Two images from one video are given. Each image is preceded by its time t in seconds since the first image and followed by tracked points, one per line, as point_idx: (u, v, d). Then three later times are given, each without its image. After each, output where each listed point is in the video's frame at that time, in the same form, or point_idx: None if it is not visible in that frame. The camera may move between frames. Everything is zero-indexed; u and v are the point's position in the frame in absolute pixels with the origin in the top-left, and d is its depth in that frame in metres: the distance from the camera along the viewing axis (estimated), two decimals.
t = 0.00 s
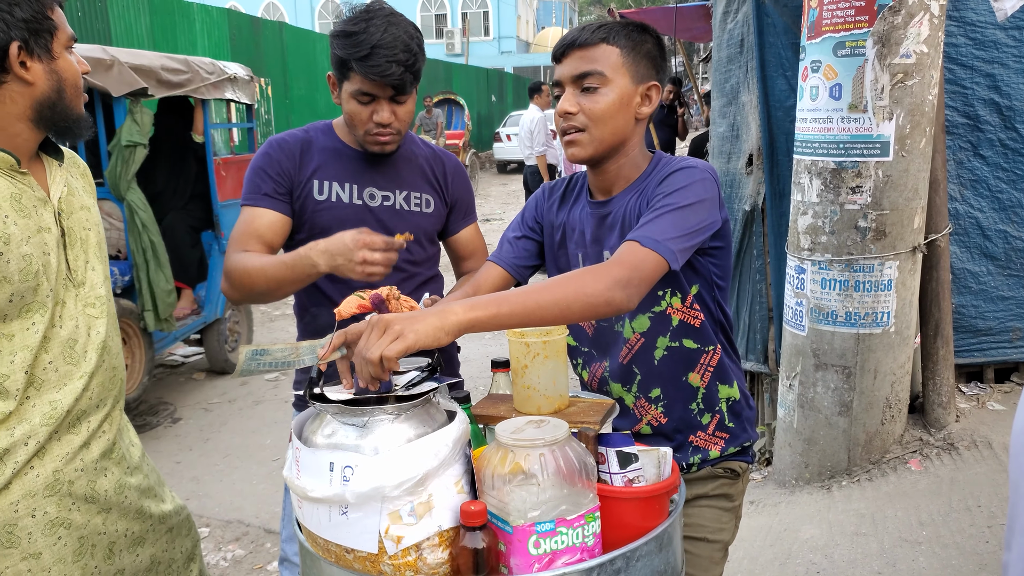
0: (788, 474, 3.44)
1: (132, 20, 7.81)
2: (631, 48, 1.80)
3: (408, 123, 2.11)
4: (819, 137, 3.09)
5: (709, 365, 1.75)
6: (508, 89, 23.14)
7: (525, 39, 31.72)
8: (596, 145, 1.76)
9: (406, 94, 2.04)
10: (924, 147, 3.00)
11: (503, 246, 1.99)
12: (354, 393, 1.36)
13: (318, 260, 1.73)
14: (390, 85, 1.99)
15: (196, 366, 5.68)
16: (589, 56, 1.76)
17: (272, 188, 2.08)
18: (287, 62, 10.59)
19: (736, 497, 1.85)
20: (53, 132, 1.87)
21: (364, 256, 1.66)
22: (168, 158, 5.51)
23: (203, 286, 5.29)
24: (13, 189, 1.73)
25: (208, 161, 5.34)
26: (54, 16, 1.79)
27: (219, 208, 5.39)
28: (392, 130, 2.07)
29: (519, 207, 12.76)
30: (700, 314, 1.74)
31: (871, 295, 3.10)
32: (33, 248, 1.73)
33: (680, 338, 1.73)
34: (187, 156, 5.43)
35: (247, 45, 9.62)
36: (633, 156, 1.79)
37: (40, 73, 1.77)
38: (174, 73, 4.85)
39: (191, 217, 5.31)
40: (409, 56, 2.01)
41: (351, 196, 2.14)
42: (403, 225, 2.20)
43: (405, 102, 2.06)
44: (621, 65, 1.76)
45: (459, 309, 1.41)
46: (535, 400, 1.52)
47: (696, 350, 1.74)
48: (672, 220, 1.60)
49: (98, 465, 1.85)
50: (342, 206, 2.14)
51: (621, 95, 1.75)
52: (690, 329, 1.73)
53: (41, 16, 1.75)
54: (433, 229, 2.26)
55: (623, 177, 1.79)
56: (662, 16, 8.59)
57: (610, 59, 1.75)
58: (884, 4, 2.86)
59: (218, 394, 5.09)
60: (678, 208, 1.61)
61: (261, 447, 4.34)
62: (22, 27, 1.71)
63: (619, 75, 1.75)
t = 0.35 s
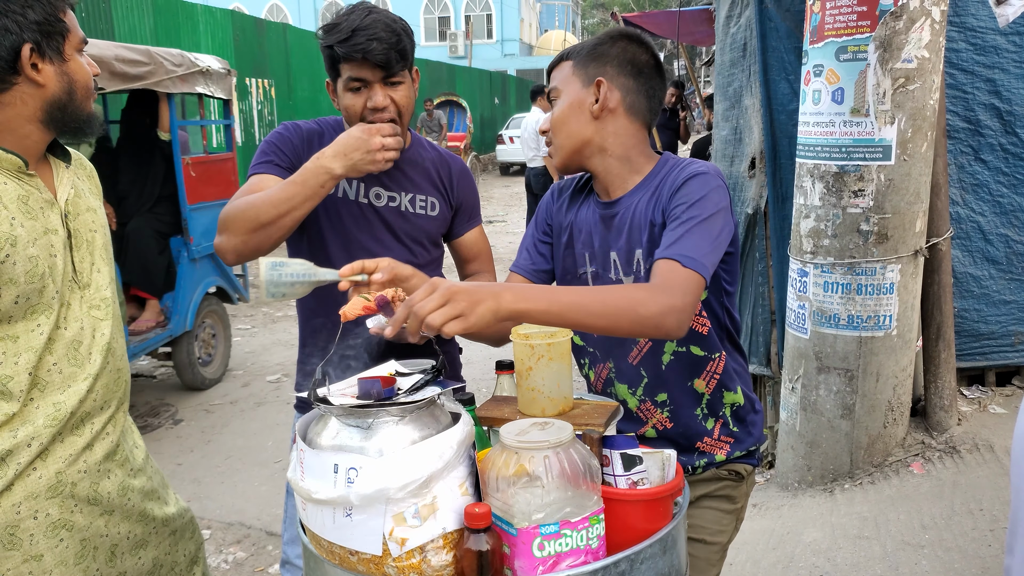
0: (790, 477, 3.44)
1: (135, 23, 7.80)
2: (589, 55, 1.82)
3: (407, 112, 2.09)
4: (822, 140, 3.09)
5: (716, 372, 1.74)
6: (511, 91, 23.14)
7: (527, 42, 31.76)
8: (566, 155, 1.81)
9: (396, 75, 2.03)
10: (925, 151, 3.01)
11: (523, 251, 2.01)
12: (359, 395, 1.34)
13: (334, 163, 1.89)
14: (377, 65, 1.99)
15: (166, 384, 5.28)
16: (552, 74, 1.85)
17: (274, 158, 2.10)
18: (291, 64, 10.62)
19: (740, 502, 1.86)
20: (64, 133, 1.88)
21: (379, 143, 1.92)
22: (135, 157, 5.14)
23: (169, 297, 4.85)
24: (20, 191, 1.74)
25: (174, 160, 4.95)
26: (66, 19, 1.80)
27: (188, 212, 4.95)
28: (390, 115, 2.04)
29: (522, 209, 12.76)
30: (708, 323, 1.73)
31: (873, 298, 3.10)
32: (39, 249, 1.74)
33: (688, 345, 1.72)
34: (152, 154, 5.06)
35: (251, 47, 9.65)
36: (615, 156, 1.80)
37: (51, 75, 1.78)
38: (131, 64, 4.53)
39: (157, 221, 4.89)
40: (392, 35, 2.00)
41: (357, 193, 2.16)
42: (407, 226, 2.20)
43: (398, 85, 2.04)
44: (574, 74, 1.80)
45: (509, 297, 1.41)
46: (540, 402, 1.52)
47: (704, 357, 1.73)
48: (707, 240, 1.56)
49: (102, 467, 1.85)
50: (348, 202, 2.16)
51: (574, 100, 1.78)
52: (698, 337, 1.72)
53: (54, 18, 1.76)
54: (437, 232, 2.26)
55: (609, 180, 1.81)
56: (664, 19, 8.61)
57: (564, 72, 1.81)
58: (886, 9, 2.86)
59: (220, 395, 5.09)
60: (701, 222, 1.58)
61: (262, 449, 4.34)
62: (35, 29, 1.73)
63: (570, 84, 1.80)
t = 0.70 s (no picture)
0: (791, 478, 3.44)
1: (136, 24, 7.73)
2: (569, 67, 1.82)
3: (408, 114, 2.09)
4: (823, 141, 3.09)
5: (709, 380, 1.73)
6: (512, 93, 23.15)
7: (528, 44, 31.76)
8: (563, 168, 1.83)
9: (394, 78, 2.03)
10: (926, 152, 3.01)
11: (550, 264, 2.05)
12: (362, 396, 1.34)
13: (338, 157, 1.91)
14: (375, 70, 1.99)
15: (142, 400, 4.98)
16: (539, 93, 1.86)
17: (277, 157, 2.11)
18: (291, 66, 10.62)
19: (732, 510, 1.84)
20: (59, 133, 1.84)
21: (381, 135, 1.92)
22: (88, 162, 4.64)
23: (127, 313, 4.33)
24: (22, 194, 1.74)
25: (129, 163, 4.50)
26: (55, 19, 1.76)
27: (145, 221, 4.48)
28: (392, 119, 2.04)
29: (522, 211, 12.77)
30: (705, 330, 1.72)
31: (874, 299, 3.10)
32: (42, 252, 1.74)
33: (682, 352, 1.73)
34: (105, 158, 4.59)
35: (251, 48, 9.62)
36: (607, 160, 1.80)
37: (28, 75, 1.75)
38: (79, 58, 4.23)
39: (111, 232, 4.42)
40: (389, 39, 1.99)
41: (357, 194, 2.17)
42: (406, 227, 2.20)
43: (397, 87, 2.04)
44: (559, 88, 1.81)
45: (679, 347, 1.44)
46: (542, 403, 1.53)
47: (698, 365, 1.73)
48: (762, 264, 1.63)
49: (105, 469, 1.85)
50: (348, 203, 2.17)
51: (561, 115, 1.79)
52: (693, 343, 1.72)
53: (36, 18, 1.73)
54: (437, 233, 2.26)
55: (605, 185, 1.82)
56: (664, 21, 8.61)
57: (550, 88, 1.82)
58: (888, 10, 2.86)
59: (222, 396, 5.09)
60: (725, 237, 1.60)
61: (264, 451, 4.34)
62: (12, 28, 1.70)
63: (558, 97, 1.80)
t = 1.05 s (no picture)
0: (790, 481, 3.44)
1: (139, 22, 7.68)
2: (590, 65, 1.85)
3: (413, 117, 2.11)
4: (825, 144, 3.09)
5: (707, 382, 1.73)
6: (514, 94, 23.15)
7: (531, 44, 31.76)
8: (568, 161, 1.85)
9: (403, 84, 2.04)
10: (929, 155, 3.01)
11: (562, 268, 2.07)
12: (363, 395, 1.34)
13: (331, 172, 1.85)
14: (385, 80, 1.99)
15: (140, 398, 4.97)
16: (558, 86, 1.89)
17: (277, 162, 2.11)
18: (294, 65, 10.63)
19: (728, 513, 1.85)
20: (63, 132, 1.83)
21: (370, 152, 1.82)
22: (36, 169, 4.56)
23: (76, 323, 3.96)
24: (25, 192, 1.74)
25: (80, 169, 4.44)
26: (61, 16, 1.76)
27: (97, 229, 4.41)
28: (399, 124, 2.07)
29: (524, 212, 12.77)
30: (702, 331, 1.71)
31: (875, 303, 3.10)
32: (44, 251, 1.74)
33: (678, 352, 1.72)
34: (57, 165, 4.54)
35: (253, 46, 9.60)
36: (614, 160, 1.81)
37: (32, 72, 1.75)
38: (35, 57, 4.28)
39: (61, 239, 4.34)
40: (397, 47, 1.99)
41: (359, 194, 2.16)
42: (408, 226, 2.20)
43: (404, 93, 2.06)
44: (577, 84, 1.83)
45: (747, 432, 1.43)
46: (543, 404, 1.53)
47: (695, 365, 1.72)
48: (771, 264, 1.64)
49: (105, 469, 1.85)
50: (350, 203, 2.17)
51: (577, 110, 1.81)
52: (690, 345, 1.72)
53: (41, 15, 1.73)
54: (440, 233, 2.26)
55: (609, 183, 1.83)
56: (668, 22, 8.61)
57: (568, 85, 1.85)
58: (891, 13, 2.86)
59: (222, 394, 5.09)
60: (729, 236, 1.61)
61: (264, 449, 4.34)
62: (17, 25, 1.70)
63: (575, 95, 1.83)
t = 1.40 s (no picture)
0: (792, 481, 3.43)
1: (139, 24, 7.66)
2: (604, 61, 1.84)
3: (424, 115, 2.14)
4: (826, 144, 3.08)
5: (710, 385, 1.73)
6: (514, 95, 23.14)
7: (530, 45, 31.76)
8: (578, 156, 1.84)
9: (421, 79, 2.09)
10: (929, 155, 3.01)
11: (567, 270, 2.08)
12: (363, 397, 1.34)
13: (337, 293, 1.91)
14: (407, 71, 2.04)
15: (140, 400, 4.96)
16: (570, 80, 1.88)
17: (270, 191, 2.10)
18: (294, 66, 10.63)
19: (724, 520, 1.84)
20: (67, 135, 1.83)
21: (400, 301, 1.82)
22: None
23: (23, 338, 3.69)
24: (27, 195, 1.74)
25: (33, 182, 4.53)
26: (67, 19, 1.76)
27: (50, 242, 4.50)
28: (414, 119, 2.10)
29: (523, 213, 12.76)
30: (706, 333, 1.71)
31: (876, 303, 3.10)
32: (46, 253, 1.74)
33: (682, 354, 1.71)
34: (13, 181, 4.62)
35: (253, 48, 9.59)
36: (625, 158, 1.81)
37: (38, 75, 1.74)
38: None
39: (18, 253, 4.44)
40: (419, 40, 2.06)
41: (362, 199, 2.16)
42: (412, 228, 2.21)
43: (420, 89, 2.10)
44: (592, 81, 1.83)
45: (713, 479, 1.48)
46: (543, 405, 1.52)
47: (698, 368, 1.72)
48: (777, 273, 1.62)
49: (108, 472, 1.85)
50: (352, 209, 2.15)
51: (591, 106, 1.81)
52: (694, 347, 1.71)
53: (48, 17, 1.72)
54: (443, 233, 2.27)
55: (619, 180, 1.83)
56: (667, 22, 8.61)
57: (581, 81, 1.84)
58: (891, 13, 2.86)
59: (222, 396, 5.08)
60: (738, 240, 1.60)
61: (265, 451, 4.34)
62: (23, 26, 1.70)
63: (588, 90, 1.83)
